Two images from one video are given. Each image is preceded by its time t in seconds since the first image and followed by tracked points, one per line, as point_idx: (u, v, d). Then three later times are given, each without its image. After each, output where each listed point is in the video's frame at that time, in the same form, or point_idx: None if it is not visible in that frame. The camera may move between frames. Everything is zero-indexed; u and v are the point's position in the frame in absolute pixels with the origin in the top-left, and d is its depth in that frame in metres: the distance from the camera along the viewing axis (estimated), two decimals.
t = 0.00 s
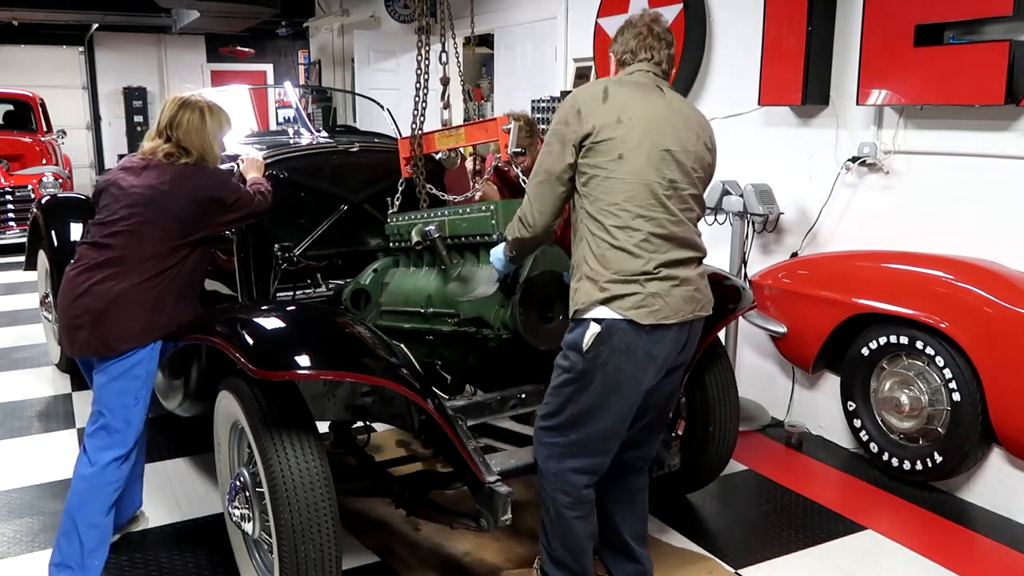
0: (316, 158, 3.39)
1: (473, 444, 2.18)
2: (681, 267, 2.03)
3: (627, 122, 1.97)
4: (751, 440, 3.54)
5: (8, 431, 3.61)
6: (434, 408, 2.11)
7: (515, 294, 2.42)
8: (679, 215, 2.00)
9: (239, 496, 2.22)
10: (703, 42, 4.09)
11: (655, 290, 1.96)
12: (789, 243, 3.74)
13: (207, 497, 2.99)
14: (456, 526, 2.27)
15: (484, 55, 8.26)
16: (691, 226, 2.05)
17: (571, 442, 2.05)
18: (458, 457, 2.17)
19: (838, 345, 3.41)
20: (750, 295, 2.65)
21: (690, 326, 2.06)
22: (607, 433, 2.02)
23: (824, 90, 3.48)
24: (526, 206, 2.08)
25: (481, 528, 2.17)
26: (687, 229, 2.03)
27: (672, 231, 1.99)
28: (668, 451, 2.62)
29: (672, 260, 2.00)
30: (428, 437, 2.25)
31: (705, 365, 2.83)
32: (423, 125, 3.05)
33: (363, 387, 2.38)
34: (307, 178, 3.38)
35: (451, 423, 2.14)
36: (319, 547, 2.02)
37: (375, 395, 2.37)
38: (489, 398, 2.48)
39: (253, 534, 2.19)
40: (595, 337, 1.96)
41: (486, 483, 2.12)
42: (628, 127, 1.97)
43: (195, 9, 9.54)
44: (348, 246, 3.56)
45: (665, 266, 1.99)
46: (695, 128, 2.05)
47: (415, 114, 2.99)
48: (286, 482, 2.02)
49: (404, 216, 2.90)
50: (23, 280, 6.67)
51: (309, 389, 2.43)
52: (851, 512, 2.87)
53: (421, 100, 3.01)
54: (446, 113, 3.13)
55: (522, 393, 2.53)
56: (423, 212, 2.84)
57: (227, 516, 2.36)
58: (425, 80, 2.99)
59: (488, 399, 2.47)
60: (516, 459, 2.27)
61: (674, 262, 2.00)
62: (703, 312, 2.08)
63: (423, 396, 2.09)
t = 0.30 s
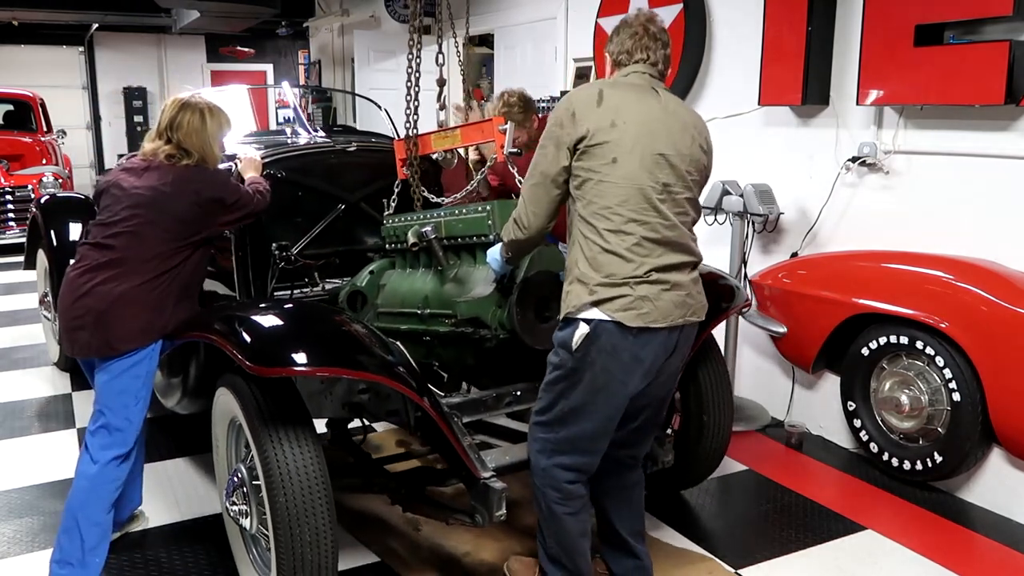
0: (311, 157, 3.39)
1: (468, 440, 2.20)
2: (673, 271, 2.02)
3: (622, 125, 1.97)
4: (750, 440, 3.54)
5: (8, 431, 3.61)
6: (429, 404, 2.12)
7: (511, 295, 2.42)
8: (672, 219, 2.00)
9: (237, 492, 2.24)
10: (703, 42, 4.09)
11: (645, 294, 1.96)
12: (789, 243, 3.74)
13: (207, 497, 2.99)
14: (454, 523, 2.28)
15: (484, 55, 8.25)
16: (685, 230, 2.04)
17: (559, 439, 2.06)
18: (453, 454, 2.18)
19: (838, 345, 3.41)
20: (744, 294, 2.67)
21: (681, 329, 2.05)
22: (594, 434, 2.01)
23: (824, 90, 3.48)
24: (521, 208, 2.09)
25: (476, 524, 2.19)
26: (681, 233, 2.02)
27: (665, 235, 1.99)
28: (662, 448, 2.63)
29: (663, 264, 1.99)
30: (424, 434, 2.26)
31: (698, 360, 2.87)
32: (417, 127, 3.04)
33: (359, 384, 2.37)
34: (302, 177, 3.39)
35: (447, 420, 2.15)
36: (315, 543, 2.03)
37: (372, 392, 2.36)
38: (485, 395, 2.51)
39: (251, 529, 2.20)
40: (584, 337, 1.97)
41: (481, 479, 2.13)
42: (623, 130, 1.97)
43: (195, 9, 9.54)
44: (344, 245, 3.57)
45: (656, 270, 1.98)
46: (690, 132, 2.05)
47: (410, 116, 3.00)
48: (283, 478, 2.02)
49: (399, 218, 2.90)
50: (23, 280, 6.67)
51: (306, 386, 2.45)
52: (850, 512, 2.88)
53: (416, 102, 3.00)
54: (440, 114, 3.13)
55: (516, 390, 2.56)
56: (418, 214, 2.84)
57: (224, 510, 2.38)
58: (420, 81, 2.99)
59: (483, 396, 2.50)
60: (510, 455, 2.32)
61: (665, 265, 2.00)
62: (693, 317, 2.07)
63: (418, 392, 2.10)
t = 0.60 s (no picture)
0: (305, 157, 3.43)
1: (463, 436, 2.19)
2: (650, 276, 2.00)
3: (602, 129, 1.96)
4: (750, 440, 3.54)
5: (8, 431, 3.61)
6: (424, 401, 2.12)
7: (508, 296, 2.47)
8: (652, 224, 1.97)
9: (234, 487, 2.25)
10: (703, 42, 4.09)
11: (616, 297, 1.95)
12: (788, 243, 3.74)
13: (207, 496, 2.99)
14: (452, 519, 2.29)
15: (484, 55, 8.24)
16: (667, 235, 2.01)
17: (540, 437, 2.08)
18: (448, 449, 2.18)
19: (838, 345, 3.41)
20: (736, 292, 2.67)
21: (658, 335, 2.03)
22: (571, 433, 2.02)
23: (824, 89, 3.48)
24: (509, 209, 2.11)
25: (471, 519, 2.19)
26: (661, 238, 1.99)
27: (642, 240, 1.97)
28: (655, 444, 2.67)
29: (639, 268, 1.98)
30: (420, 431, 2.28)
31: (691, 358, 2.90)
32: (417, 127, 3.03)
33: (355, 380, 2.36)
34: (297, 176, 3.42)
35: (442, 416, 2.15)
36: (312, 538, 2.04)
37: (368, 389, 2.35)
38: (479, 392, 2.52)
39: (247, 524, 2.21)
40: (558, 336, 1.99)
41: (475, 474, 2.14)
42: (603, 134, 1.96)
43: (195, 9, 9.54)
44: (341, 244, 3.58)
45: (631, 273, 1.97)
46: (677, 136, 2.01)
47: (410, 115, 2.99)
48: (279, 473, 2.03)
49: (398, 217, 2.89)
50: (23, 280, 6.68)
51: (302, 383, 2.40)
52: (850, 512, 2.88)
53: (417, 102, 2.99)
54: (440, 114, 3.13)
55: (510, 388, 2.58)
56: (418, 213, 2.83)
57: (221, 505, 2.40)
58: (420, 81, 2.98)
59: (478, 394, 2.51)
60: (504, 451, 2.34)
61: (641, 270, 1.98)
62: (672, 322, 2.04)
63: (412, 388, 2.11)
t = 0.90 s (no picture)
0: (301, 157, 3.42)
1: (459, 433, 2.21)
2: (631, 271, 1.99)
3: (582, 125, 1.96)
4: (751, 440, 3.54)
5: (8, 431, 3.61)
6: (420, 399, 2.13)
7: (504, 297, 2.45)
8: (632, 220, 1.96)
9: (232, 484, 2.25)
10: (703, 41, 4.09)
11: (593, 291, 1.95)
12: (788, 243, 3.74)
13: (207, 496, 2.99)
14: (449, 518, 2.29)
15: (484, 55, 8.24)
16: (649, 230, 2.00)
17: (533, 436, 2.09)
18: (443, 445, 2.20)
19: (838, 345, 3.40)
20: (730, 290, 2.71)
21: (640, 329, 2.01)
22: (561, 430, 2.02)
23: (824, 89, 3.48)
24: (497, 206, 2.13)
25: (467, 515, 2.20)
26: (642, 233, 1.98)
27: (621, 236, 1.96)
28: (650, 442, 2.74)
29: (618, 264, 1.97)
30: (416, 428, 2.28)
31: (686, 356, 2.91)
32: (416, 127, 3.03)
33: (353, 379, 2.39)
34: (295, 175, 3.42)
35: (438, 414, 2.17)
36: (309, 535, 2.04)
37: (366, 387, 2.39)
38: (476, 390, 2.57)
39: (245, 521, 2.21)
40: (542, 332, 2.01)
41: (470, 471, 2.14)
42: (583, 130, 1.96)
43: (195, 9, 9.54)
44: (338, 243, 3.59)
45: (610, 269, 1.97)
46: (659, 132, 2.00)
47: (410, 115, 2.98)
48: (276, 470, 2.03)
49: (398, 217, 2.88)
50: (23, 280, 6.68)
51: (300, 381, 2.41)
52: (850, 512, 2.88)
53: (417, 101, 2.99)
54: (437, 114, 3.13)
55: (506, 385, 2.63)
56: (417, 213, 2.82)
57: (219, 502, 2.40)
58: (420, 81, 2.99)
59: (474, 391, 2.56)
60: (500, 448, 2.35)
61: (620, 265, 1.97)
62: (654, 317, 2.02)
63: (408, 385, 2.12)
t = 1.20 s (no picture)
0: (300, 157, 3.43)
1: (456, 431, 2.21)
2: (639, 259, 2.01)
3: (589, 120, 1.96)
4: (751, 440, 3.54)
5: (8, 431, 3.61)
6: (418, 396, 2.13)
7: (497, 299, 2.47)
8: (640, 210, 1.99)
9: (231, 482, 2.25)
10: (703, 41, 4.09)
11: (607, 279, 1.96)
12: (788, 243, 3.74)
13: (207, 496, 2.99)
14: (443, 512, 2.31)
15: (484, 55, 8.25)
16: (654, 218, 2.03)
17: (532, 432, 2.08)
18: (441, 445, 2.20)
19: (838, 344, 3.40)
20: (727, 291, 2.77)
21: (648, 315, 2.03)
22: (562, 426, 2.02)
23: (824, 89, 3.48)
24: (498, 201, 2.09)
25: (464, 513, 2.20)
26: (649, 222, 2.01)
27: (630, 226, 1.98)
28: (648, 440, 2.68)
29: (628, 253, 1.99)
30: (414, 426, 2.28)
31: (682, 355, 2.92)
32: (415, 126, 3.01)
33: (351, 377, 2.39)
34: (294, 175, 3.42)
35: (435, 412, 2.17)
36: (307, 532, 2.04)
37: (364, 386, 2.40)
38: (474, 389, 2.58)
39: (244, 519, 2.22)
40: (551, 321, 1.98)
41: (468, 469, 2.16)
42: (591, 125, 1.96)
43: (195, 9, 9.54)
44: (337, 242, 3.59)
45: (622, 257, 1.98)
46: (660, 124, 2.03)
47: (410, 114, 2.97)
48: (275, 468, 2.03)
49: (398, 215, 2.87)
50: (24, 280, 6.68)
51: (299, 380, 2.42)
52: (850, 512, 2.88)
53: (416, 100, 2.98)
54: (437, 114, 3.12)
55: (504, 385, 2.65)
56: (416, 212, 2.81)
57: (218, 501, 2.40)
58: (419, 80, 2.98)
59: (472, 391, 2.56)
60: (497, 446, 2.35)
61: (630, 254, 1.99)
62: (660, 303, 2.05)
63: (407, 383, 2.12)
